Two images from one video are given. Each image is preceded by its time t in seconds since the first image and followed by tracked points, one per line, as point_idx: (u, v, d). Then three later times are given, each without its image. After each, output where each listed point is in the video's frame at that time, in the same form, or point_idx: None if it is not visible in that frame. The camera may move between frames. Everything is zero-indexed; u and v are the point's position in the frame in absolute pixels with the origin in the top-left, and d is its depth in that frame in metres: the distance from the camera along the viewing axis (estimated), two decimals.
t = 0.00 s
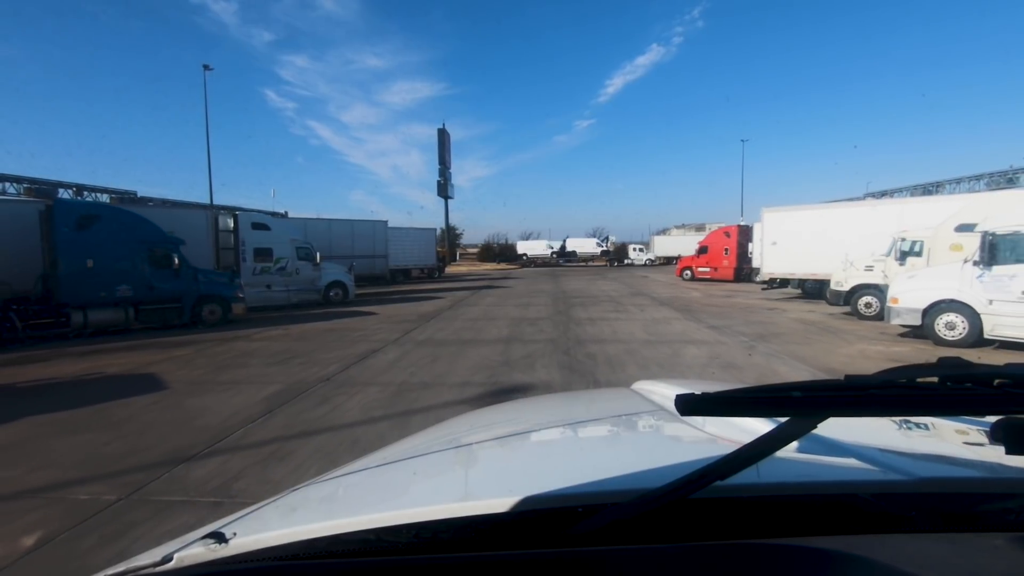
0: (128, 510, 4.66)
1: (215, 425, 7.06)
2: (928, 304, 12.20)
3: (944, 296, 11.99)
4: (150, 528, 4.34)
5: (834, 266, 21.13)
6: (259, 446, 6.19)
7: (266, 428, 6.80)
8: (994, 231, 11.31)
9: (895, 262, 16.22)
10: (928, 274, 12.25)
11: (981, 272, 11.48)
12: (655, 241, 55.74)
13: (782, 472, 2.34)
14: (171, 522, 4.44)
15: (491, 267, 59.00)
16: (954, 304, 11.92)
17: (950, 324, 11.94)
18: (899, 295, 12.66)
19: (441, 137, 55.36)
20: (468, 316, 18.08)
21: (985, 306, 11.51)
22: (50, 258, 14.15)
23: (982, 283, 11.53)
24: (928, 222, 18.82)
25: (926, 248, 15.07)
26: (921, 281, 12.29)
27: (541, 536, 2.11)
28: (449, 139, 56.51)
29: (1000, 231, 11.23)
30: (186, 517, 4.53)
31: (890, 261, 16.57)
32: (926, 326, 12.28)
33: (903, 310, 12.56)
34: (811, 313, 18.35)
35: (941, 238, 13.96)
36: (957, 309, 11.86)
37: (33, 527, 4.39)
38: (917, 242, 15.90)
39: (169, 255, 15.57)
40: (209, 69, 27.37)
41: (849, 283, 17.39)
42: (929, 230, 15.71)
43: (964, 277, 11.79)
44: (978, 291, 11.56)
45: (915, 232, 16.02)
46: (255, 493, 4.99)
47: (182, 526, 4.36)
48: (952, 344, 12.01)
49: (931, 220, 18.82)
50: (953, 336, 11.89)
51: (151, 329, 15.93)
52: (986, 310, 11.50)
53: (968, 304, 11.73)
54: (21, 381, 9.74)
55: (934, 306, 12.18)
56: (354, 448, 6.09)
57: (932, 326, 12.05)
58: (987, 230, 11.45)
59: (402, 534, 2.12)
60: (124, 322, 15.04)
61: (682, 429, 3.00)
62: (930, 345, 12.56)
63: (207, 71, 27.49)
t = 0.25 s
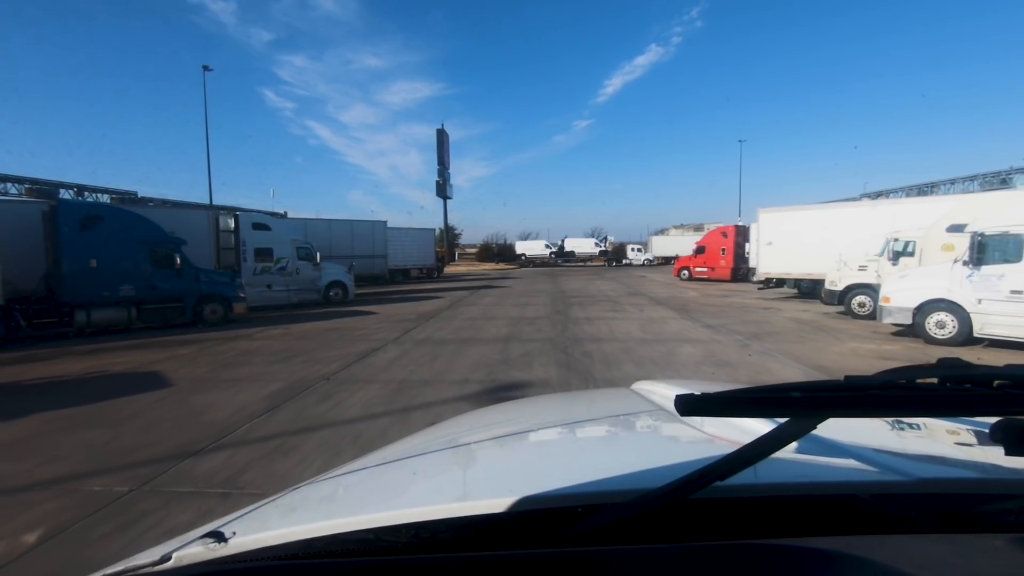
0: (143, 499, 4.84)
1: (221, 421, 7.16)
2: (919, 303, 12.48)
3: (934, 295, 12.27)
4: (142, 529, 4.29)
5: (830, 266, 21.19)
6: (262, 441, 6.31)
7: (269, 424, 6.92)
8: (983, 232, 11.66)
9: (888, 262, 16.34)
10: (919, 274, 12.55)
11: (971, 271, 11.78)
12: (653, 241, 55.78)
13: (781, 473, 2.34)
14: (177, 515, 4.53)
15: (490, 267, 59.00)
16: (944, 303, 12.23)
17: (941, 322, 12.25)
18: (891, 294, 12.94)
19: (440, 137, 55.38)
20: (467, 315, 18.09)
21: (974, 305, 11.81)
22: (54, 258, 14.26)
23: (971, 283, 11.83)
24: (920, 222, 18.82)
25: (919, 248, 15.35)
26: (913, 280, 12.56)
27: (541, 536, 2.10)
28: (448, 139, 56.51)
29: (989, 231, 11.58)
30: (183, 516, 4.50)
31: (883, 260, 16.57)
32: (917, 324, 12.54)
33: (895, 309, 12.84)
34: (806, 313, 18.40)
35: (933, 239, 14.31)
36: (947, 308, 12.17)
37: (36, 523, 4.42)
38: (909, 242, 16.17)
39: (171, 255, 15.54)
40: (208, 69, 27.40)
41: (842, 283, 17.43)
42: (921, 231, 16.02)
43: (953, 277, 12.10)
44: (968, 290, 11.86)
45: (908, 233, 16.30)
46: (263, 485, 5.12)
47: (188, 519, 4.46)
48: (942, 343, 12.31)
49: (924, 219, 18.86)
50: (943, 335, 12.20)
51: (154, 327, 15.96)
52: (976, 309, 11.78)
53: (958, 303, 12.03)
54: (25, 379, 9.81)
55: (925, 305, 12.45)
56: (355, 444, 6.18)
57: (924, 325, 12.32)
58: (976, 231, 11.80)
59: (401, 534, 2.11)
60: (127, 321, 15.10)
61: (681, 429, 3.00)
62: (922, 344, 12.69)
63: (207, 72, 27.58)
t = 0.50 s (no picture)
0: (154, 489, 5.02)
1: (224, 419, 7.19)
2: (910, 301, 12.71)
3: (925, 294, 12.51)
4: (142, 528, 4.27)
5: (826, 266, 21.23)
6: (268, 435, 6.48)
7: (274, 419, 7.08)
8: (972, 232, 11.88)
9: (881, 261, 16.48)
10: (910, 273, 12.79)
11: (960, 271, 12.00)
12: (652, 241, 55.80)
13: (780, 473, 2.34)
14: (186, 504, 4.70)
15: (489, 267, 58.98)
16: (935, 302, 12.42)
17: (931, 321, 12.42)
18: (884, 292, 13.22)
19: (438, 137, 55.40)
20: (467, 314, 18.11)
21: (963, 304, 11.97)
22: (58, 258, 14.29)
23: (961, 282, 12.01)
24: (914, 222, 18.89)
25: (912, 248, 15.54)
26: (905, 279, 12.85)
27: (541, 536, 2.10)
28: (447, 139, 56.50)
29: (978, 231, 11.79)
30: (185, 515, 4.50)
31: (877, 259, 16.77)
32: (908, 322, 12.75)
33: (886, 308, 13.13)
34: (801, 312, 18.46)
35: (926, 238, 14.63)
36: (938, 307, 12.34)
37: (41, 520, 4.45)
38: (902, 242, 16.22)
39: (174, 255, 15.64)
40: (208, 70, 27.42)
41: (837, 282, 17.53)
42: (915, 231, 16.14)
43: (944, 276, 12.31)
44: (958, 289, 12.04)
45: (902, 233, 16.41)
46: (269, 477, 5.29)
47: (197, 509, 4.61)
48: (932, 341, 12.45)
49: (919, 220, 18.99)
50: (934, 332, 12.35)
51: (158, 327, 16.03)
52: (965, 308, 11.95)
53: (948, 302, 12.20)
54: (31, 377, 9.87)
55: (916, 304, 12.67)
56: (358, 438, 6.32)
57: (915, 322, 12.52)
58: (966, 231, 12.03)
59: (401, 534, 2.11)
60: (130, 320, 15.16)
61: (680, 429, 3.00)
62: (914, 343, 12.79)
63: (206, 72, 27.60)
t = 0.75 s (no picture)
0: (163, 482, 5.17)
1: (225, 418, 7.20)
2: (902, 301, 12.90)
3: (917, 293, 12.76)
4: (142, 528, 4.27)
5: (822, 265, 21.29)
6: (273, 430, 6.63)
7: (278, 415, 7.21)
8: (962, 232, 12.12)
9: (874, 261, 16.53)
10: (902, 273, 13.02)
11: (951, 270, 12.28)
12: (649, 241, 55.86)
13: (780, 472, 2.34)
14: (195, 496, 4.87)
15: (487, 267, 58.98)
16: (926, 301, 12.71)
17: (923, 319, 12.71)
18: (875, 292, 13.41)
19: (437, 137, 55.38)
20: (465, 314, 18.12)
21: (955, 303, 12.26)
22: (61, 258, 14.32)
23: (952, 281, 12.30)
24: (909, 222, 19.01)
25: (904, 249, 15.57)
26: (897, 279, 13.01)
27: (541, 536, 2.10)
28: (445, 139, 56.49)
29: (968, 231, 12.05)
30: (186, 516, 4.48)
31: (870, 259, 16.81)
32: (900, 321, 13.00)
33: (879, 307, 13.30)
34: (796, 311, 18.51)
35: (918, 238, 14.63)
36: (929, 305, 12.63)
37: (47, 517, 4.48)
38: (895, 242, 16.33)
39: (176, 255, 15.63)
40: (207, 71, 27.42)
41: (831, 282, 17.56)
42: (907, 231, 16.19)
43: (935, 276, 12.58)
44: (949, 288, 12.33)
45: (894, 233, 16.49)
46: (275, 469, 5.45)
47: (207, 500, 4.77)
48: (924, 339, 12.75)
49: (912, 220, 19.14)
50: (925, 331, 12.65)
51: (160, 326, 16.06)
52: (956, 306, 12.24)
53: (940, 300, 12.49)
54: (35, 375, 9.89)
55: (908, 303, 12.91)
56: (360, 434, 6.45)
57: (907, 322, 12.79)
58: (956, 231, 12.26)
59: (401, 534, 2.11)
60: (133, 320, 15.18)
61: (680, 429, 3.00)
62: (907, 342, 12.88)
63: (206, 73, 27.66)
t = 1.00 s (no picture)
0: (172, 475, 5.28)
1: (226, 416, 7.20)
2: (894, 300, 13.07)
3: (908, 293, 12.92)
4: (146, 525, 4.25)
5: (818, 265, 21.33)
6: (273, 429, 6.60)
7: (281, 411, 7.31)
8: (953, 233, 12.27)
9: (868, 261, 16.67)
10: (894, 272, 13.18)
11: (941, 270, 12.46)
12: (648, 241, 55.89)
13: (779, 472, 2.34)
14: (204, 487, 5.01)
15: (486, 267, 59.05)
16: (917, 300, 12.85)
17: (914, 318, 12.84)
18: (867, 291, 13.53)
19: (436, 138, 55.36)
20: (464, 313, 18.13)
21: (944, 302, 12.43)
22: (64, 258, 14.43)
23: (942, 280, 12.48)
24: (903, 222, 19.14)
25: (898, 249, 15.67)
26: (889, 279, 13.18)
27: (541, 536, 2.10)
28: (444, 139, 56.45)
29: (958, 232, 12.22)
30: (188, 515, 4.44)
31: (864, 259, 16.99)
32: (891, 320, 13.16)
33: (871, 307, 13.45)
34: (791, 310, 18.57)
35: (912, 238, 14.89)
36: (919, 305, 12.77)
37: (49, 514, 4.49)
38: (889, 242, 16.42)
39: (178, 255, 15.75)
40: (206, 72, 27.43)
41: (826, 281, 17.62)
42: (901, 231, 16.28)
43: (926, 276, 12.75)
44: (939, 287, 12.49)
45: (889, 234, 16.58)
46: (280, 463, 5.58)
47: (215, 491, 4.91)
48: (915, 338, 12.89)
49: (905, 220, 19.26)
50: (916, 330, 12.76)
51: (161, 326, 16.16)
52: (946, 305, 12.40)
53: (930, 299, 12.64)
54: (36, 374, 9.89)
55: (900, 303, 13.06)
56: (363, 429, 6.59)
57: (898, 320, 12.94)
58: (946, 232, 12.42)
59: (401, 534, 2.11)
60: (135, 319, 15.27)
61: (680, 429, 2.99)
62: (902, 341, 12.92)
63: (206, 74, 27.74)
